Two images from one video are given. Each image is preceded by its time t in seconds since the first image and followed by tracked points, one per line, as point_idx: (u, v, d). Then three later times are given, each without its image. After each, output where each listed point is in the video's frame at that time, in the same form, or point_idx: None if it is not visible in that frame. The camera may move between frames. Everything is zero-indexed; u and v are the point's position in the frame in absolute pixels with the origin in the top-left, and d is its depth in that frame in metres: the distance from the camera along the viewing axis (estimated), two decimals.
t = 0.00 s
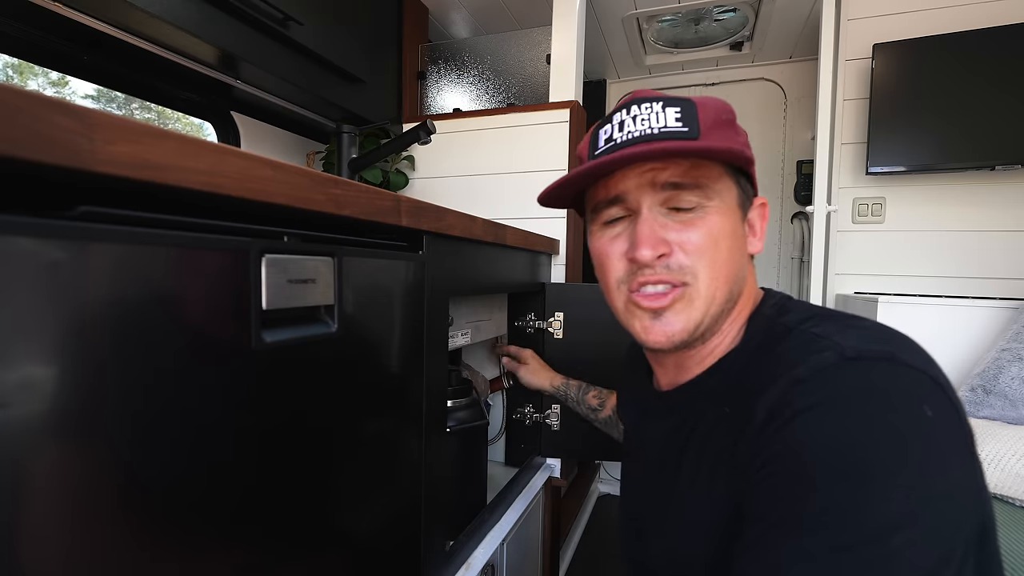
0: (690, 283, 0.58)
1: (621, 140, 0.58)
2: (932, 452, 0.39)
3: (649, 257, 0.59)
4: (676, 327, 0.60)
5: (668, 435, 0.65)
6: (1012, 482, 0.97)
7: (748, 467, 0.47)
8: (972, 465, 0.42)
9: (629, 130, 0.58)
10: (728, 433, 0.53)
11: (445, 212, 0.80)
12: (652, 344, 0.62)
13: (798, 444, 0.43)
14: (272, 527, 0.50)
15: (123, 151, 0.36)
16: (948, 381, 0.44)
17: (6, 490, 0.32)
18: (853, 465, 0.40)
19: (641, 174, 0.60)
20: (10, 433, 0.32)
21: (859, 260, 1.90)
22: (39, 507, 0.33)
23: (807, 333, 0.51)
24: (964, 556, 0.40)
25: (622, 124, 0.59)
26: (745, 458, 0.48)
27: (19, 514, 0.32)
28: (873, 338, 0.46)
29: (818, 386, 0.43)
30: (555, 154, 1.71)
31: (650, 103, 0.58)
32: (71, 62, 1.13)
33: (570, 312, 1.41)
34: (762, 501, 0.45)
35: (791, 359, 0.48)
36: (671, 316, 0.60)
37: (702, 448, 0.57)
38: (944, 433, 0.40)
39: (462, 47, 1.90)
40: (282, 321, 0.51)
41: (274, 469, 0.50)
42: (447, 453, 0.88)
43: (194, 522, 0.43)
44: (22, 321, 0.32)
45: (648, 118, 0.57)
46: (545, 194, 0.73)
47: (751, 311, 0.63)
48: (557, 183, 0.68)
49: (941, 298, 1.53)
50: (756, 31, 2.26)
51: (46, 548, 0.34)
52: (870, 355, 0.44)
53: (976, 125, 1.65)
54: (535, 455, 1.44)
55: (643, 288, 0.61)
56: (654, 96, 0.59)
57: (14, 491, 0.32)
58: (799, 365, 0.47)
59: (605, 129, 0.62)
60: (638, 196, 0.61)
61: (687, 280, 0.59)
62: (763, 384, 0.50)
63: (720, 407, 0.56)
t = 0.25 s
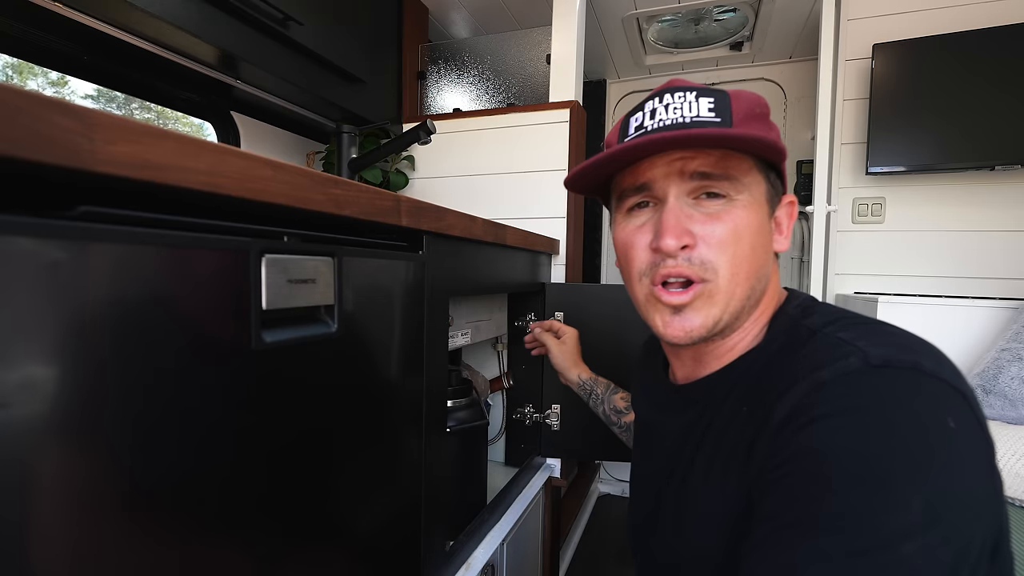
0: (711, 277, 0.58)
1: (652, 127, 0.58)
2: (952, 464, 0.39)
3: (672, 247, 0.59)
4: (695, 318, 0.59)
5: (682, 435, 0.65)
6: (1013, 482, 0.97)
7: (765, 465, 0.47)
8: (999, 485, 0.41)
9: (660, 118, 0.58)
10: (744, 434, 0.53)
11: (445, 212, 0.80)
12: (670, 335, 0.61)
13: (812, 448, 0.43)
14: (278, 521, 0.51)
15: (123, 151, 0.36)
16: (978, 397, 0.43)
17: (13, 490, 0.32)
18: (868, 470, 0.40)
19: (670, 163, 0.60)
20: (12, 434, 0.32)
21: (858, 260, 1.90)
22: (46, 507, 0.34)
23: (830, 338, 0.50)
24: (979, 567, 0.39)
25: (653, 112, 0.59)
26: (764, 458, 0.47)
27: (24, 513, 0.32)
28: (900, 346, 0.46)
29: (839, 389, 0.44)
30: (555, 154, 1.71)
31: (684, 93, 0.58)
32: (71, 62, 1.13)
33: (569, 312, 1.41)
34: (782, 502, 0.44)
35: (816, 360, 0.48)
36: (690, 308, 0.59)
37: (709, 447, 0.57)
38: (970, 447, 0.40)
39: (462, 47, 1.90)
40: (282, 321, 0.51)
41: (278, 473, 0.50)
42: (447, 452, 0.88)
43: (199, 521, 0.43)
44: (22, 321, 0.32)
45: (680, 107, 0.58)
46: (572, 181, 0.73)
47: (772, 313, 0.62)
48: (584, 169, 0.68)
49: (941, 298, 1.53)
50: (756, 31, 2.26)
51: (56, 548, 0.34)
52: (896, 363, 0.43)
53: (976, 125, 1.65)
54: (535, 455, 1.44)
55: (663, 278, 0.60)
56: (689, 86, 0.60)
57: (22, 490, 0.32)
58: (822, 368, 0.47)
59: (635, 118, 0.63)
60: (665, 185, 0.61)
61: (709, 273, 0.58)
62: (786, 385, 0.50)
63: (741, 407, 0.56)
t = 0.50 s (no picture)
0: (720, 280, 0.58)
1: (660, 131, 0.58)
2: (956, 465, 0.39)
3: (681, 250, 0.59)
4: (703, 321, 0.59)
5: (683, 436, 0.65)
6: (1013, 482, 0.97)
7: (767, 463, 0.47)
8: (1000, 489, 0.41)
9: (667, 121, 0.58)
10: (746, 434, 0.53)
11: (445, 211, 0.80)
12: (678, 337, 0.61)
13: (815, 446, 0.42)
14: (278, 521, 0.51)
15: (123, 151, 0.36)
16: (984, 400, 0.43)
17: (13, 489, 0.32)
18: (873, 469, 0.39)
19: (678, 167, 0.60)
20: (14, 433, 0.32)
21: (859, 260, 1.90)
22: (49, 506, 0.34)
23: (838, 340, 0.50)
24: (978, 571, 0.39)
25: (660, 115, 0.59)
26: (767, 457, 0.47)
27: (27, 513, 0.32)
28: (908, 347, 0.46)
29: (847, 389, 0.44)
30: (556, 154, 1.71)
31: (692, 96, 0.58)
32: (71, 62, 1.13)
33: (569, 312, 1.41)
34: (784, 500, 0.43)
35: (823, 362, 0.48)
36: (697, 313, 0.59)
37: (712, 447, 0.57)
38: (974, 449, 0.39)
39: (462, 47, 1.90)
40: (282, 321, 0.51)
41: (277, 473, 0.50)
42: (447, 453, 0.88)
43: (199, 519, 0.43)
44: (22, 321, 0.32)
45: (688, 111, 0.57)
46: (578, 185, 0.73)
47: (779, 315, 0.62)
48: (590, 173, 0.67)
49: (942, 298, 1.53)
50: (756, 31, 2.26)
51: (58, 548, 0.34)
52: (902, 363, 0.43)
53: (976, 125, 1.65)
54: (535, 455, 1.44)
55: (671, 282, 0.60)
56: (696, 88, 0.59)
57: (24, 489, 0.32)
58: (828, 368, 0.47)
59: (643, 120, 0.62)
60: (673, 189, 0.61)
61: (717, 276, 0.58)
62: (790, 387, 0.50)
63: (745, 407, 0.56)
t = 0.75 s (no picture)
0: (715, 283, 0.58)
1: (654, 135, 0.58)
2: (948, 459, 0.39)
3: (676, 253, 0.59)
4: (699, 323, 0.59)
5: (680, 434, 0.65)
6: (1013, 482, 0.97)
7: (762, 458, 0.48)
8: (994, 481, 0.41)
9: (661, 125, 0.58)
10: (741, 433, 0.53)
11: (445, 211, 0.80)
12: (673, 339, 0.61)
13: (808, 443, 0.43)
14: (279, 521, 0.51)
15: (123, 151, 0.36)
16: (978, 394, 0.43)
17: (16, 489, 0.32)
18: (863, 465, 0.40)
19: (672, 171, 0.60)
20: (16, 433, 0.32)
21: (859, 260, 1.90)
22: (53, 505, 0.34)
23: (833, 337, 0.50)
24: (971, 562, 0.40)
25: (654, 119, 0.59)
26: (762, 453, 0.48)
27: (31, 512, 0.33)
28: (901, 344, 0.45)
29: (839, 387, 0.43)
30: (556, 154, 1.71)
31: (686, 98, 0.58)
32: (71, 62, 1.13)
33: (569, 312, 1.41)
34: (775, 496, 0.44)
35: (817, 359, 0.48)
36: (693, 315, 0.59)
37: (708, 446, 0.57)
38: (967, 445, 0.40)
39: (462, 47, 1.90)
40: (282, 321, 0.51)
41: (278, 473, 0.50)
42: (447, 452, 0.88)
43: (200, 518, 0.43)
44: (23, 320, 0.32)
45: (682, 114, 0.57)
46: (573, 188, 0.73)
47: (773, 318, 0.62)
48: (586, 176, 0.67)
49: (942, 298, 1.53)
50: (756, 31, 2.26)
51: (63, 548, 0.34)
52: (898, 361, 0.43)
53: (976, 125, 1.65)
54: (535, 455, 1.44)
55: (666, 285, 0.60)
56: (690, 91, 0.59)
57: (27, 489, 0.32)
58: (823, 365, 0.47)
59: (636, 123, 0.62)
60: (668, 192, 0.61)
61: (712, 279, 0.58)
62: (783, 385, 0.50)
63: (740, 402, 0.56)
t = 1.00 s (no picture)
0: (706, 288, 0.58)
1: (646, 141, 0.58)
2: (938, 456, 0.39)
3: (668, 259, 0.59)
4: (692, 329, 0.59)
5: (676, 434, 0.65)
6: (1013, 482, 0.97)
7: (754, 457, 0.48)
8: (984, 479, 0.41)
9: (653, 131, 0.58)
10: (733, 435, 0.53)
11: (445, 211, 0.80)
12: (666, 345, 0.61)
13: (797, 440, 0.43)
14: (279, 521, 0.51)
15: (123, 151, 0.36)
16: (969, 393, 0.43)
17: (17, 489, 0.32)
18: (852, 462, 0.40)
19: (664, 177, 0.60)
20: (17, 434, 0.32)
21: (859, 260, 1.90)
22: (56, 503, 0.34)
23: (825, 336, 0.50)
24: (961, 559, 0.39)
25: (646, 125, 0.59)
26: (754, 451, 0.48)
27: (33, 512, 0.32)
28: (890, 343, 0.46)
29: (829, 384, 0.44)
30: (556, 154, 1.71)
31: (677, 104, 0.58)
32: (71, 62, 1.13)
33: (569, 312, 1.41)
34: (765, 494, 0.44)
35: (809, 357, 0.49)
36: (685, 321, 0.59)
37: (704, 444, 0.57)
38: (956, 441, 0.40)
39: (462, 47, 1.90)
40: (282, 321, 0.51)
41: (278, 474, 0.50)
42: (447, 453, 0.88)
43: (200, 518, 0.43)
44: (24, 320, 0.32)
45: (673, 120, 0.57)
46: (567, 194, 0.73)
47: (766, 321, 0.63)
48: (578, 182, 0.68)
49: (942, 298, 1.53)
50: (756, 31, 2.26)
51: (64, 548, 0.34)
52: (886, 359, 0.44)
53: (976, 125, 1.65)
54: (535, 455, 1.44)
55: (659, 290, 0.60)
56: (681, 96, 0.59)
57: (28, 489, 0.32)
58: (813, 364, 0.47)
59: (629, 129, 0.62)
60: (660, 198, 0.61)
61: (704, 284, 0.58)
62: (773, 384, 0.50)
63: (732, 403, 0.57)
